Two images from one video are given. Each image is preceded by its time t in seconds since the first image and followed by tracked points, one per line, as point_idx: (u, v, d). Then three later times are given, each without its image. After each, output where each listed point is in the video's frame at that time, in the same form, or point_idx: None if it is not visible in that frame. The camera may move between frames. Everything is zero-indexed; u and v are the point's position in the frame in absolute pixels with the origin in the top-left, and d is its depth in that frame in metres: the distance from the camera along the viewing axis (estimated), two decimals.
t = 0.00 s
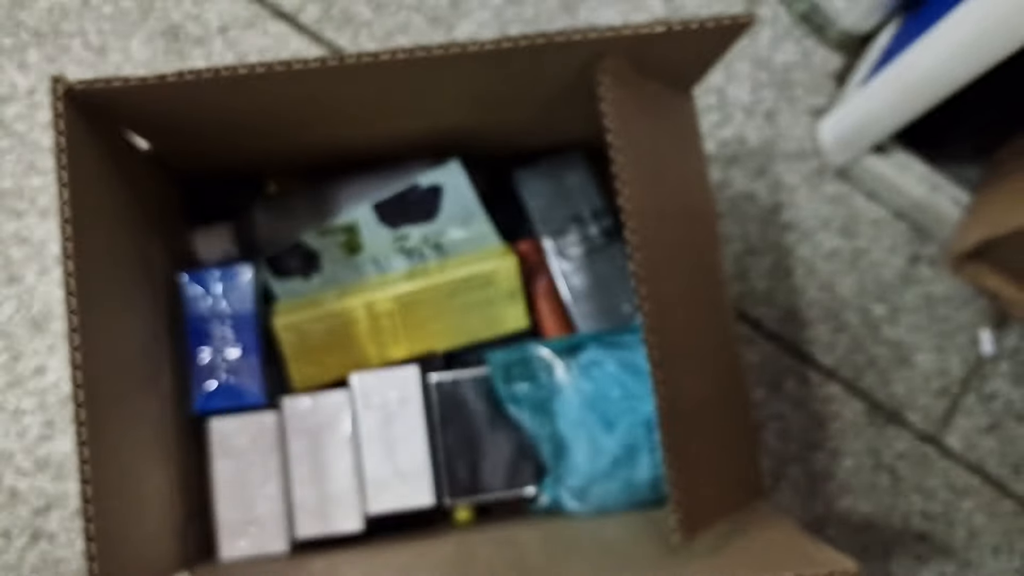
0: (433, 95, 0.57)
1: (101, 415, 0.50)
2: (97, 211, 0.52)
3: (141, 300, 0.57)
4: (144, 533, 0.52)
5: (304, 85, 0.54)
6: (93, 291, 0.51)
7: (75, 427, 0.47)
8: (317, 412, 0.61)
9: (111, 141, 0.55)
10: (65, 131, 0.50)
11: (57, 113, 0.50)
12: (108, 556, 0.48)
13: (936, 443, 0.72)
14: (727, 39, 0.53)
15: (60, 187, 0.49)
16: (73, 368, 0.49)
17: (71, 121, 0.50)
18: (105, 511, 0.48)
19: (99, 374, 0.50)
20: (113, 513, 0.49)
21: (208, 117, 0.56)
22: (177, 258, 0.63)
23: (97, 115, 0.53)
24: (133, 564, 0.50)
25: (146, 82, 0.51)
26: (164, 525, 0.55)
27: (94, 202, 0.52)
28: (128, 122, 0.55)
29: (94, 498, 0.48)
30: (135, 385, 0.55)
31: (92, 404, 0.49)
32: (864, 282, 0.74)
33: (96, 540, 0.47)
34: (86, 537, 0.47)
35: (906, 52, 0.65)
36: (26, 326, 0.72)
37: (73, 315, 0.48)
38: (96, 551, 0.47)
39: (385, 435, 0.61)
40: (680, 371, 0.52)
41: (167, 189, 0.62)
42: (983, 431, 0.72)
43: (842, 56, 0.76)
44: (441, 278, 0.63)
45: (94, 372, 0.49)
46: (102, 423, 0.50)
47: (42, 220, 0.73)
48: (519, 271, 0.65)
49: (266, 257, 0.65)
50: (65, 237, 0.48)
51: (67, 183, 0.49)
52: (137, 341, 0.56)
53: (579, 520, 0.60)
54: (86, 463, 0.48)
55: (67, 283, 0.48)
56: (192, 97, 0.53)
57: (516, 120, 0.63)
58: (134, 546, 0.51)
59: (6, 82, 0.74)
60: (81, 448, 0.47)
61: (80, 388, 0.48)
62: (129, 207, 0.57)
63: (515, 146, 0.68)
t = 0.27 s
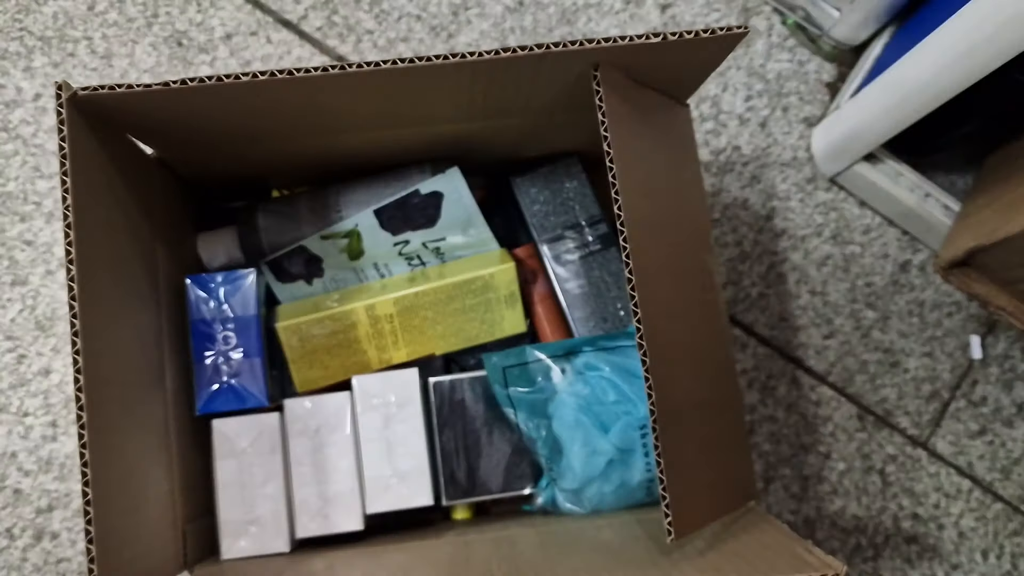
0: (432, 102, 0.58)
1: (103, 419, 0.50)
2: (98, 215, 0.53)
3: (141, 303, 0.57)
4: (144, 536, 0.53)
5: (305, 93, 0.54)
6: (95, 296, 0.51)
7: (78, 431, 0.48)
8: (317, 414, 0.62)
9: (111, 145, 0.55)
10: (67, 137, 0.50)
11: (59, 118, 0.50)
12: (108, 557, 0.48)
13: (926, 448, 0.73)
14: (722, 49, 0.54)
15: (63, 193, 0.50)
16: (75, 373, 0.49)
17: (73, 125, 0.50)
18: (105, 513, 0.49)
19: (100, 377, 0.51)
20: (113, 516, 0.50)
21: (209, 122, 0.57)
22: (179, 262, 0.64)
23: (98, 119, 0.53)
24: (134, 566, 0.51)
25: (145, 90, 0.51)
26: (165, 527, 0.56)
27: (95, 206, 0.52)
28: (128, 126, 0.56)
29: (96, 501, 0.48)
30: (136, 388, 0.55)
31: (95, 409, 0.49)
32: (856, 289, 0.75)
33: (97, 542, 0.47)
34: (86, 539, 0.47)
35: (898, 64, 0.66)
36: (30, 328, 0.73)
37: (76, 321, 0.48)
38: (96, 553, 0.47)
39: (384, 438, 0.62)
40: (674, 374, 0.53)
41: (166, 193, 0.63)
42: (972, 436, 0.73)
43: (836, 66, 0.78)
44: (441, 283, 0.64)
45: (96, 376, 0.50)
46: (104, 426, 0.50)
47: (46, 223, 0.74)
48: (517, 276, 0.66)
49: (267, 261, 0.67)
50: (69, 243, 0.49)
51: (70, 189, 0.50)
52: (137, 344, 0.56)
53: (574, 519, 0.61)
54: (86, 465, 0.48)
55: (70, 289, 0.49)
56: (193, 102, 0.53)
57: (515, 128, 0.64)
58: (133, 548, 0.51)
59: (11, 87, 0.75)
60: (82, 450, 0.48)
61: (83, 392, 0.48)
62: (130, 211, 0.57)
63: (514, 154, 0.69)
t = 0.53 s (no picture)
0: (433, 103, 0.58)
1: (103, 418, 0.50)
2: (100, 214, 0.53)
3: (142, 302, 0.57)
4: (144, 534, 0.53)
5: (307, 94, 0.54)
6: (97, 296, 0.51)
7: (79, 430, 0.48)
8: (318, 413, 0.62)
9: (112, 144, 0.55)
10: (70, 137, 0.50)
11: (60, 118, 0.49)
12: (108, 556, 0.48)
13: (924, 449, 0.73)
14: (723, 51, 0.54)
15: (64, 192, 0.50)
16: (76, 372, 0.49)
17: (75, 125, 0.50)
18: (106, 513, 0.49)
19: (101, 376, 0.51)
20: (113, 514, 0.50)
21: (210, 122, 0.57)
22: (181, 261, 0.64)
23: (99, 118, 0.53)
24: (134, 565, 0.51)
25: (147, 90, 0.51)
26: (166, 526, 0.56)
27: (96, 204, 0.52)
28: (130, 125, 0.56)
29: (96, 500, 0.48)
30: (136, 387, 0.55)
31: (95, 408, 0.49)
32: (855, 291, 0.75)
33: (97, 541, 0.48)
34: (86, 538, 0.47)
35: (899, 66, 0.66)
36: (33, 326, 0.73)
37: (77, 320, 0.48)
38: (96, 551, 0.48)
39: (385, 437, 0.62)
40: (674, 375, 0.53)
41: (166, 191, 0.63)
42: (971, 437, 0.73)
43: (836, 69, 0.79)
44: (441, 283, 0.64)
45: (97, 375, 0.50)
46: (104, 425, 0.50)
47: (49, 222, 0.74)
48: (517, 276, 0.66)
49: (270, 261, 0.67)
50: (70, 242, 0.49)
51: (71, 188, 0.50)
52: (139, 342, 0.56)
53: (573, 519, 0.62)
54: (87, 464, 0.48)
55: (71, 288, 0.49)
56: (195, 103, 0.53)
57: (516, 129, 0.64)
58: (133, 546, 0.51)
59: (14, 86, 0.76)
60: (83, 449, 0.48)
61: (84, 391, 0.48)
62: (131, 210, 0.57)
63: (515, 154, 0.69)
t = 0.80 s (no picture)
0: (452, 108, 0.58)
1: (124, 418, 0.50)
2: (122, 216, 0.53)
3: (160, 304, 0.58)
4: (163, 535, 0.53)
5: (329, 98, 0.54)
6: (119, 297, 0.51)
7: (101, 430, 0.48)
8: (334, 415, 0.63)
9: (133, 147, 0.55)
10: (94, 138, 0.50)
11: (85, 120, 0.49)
12: (129, 558, 0.48)
13: (935, 457, 0.74)
14: (742, 59, 0.54)
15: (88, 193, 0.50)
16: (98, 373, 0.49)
17: (99, 127, 0.51)
18: (127, 514, 0.49)
19: (122, 376, 0.51)
20: (133, 515, 0.50)
21: (231, 125, 0.57)
22: (198, 263, 0.65)
23: (121, 121, 0.53)
24: (153, 565, 0.51)
25: (170, 93, 0.51)
26: (183, 526, 0.56)
27: (118, 206, 0.52)
28: (150, 128, 0.56)
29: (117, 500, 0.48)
30: (155, 388, 0.55)
31: (117, 408, 0.49)
32: (866, 298, 0.76)
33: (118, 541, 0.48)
34: (108, 539, 0.47)
35: (914, 76, 0.67)
36: (48, 325, 0.74)
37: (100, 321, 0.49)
38: (118, 552, 0.47)
39: (400, 440, 0.62)
40: (690, 380, 0.54)
41: (184, 193, 0.63)
42: (981, 445, 0.74)
43: (849, 77, 0.79)
44: (456, 286, 0.65)
45: (119, 376, 0.50)
46: (125, 425, 0.50)
47: (66, 222, 0.75)
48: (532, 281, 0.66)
49: (286, 263, 0.67)
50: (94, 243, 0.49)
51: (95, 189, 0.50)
52: (157, 344, 0.56)
53: (586, 523, 0.62)
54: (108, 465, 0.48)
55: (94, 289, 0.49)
56: (216, 106, 0.54)
57: (533, 134, 0.65)
58: (151, 547, 0.51)
59: (32, 86, 0.77)
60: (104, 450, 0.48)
61: (106, 391, 0.48)
62: (151, 212, 0.57)
63: (530, 159, 0.70)
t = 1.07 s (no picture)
0: (465, 105, 0.58)
1: (129, 410, 0.50)
2: (131, 207, 0.52)
3: (168, 296, 0.57)
4: (166, 528, 0.53)
5: (341, 93, 0.54)
6: (127, 288, 0.51)
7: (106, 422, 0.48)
8: (339, 411, 0.63)
9: (144, 138, 0.55)
10: (106, 128, 0.50)
11: (96, 109, 0.49)
12: (130, 551, 0.48)
13: (941, 467, 0.73)
14: (758, 62, 0.54)
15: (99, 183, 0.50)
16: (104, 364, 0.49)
17: (110, 117, 0.50)
18: (129, 506, 0.48)
19: (129, 367, 0.50)
20: (136, 508, 0.49)
21: (242, 118, 0.57)
22: (206, 256, 0.65)
23: (133, 111, 0.53)
24: (156, 559, 0.51)
25: (182, 84, 0.51)
26: (186, 519, 0.56)
27: (128, 196, 0.52)
28: (161, 119, 0.56)
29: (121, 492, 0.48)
30: (160, 380, 0.55)
31: (122, 400, 0.49)
32: (876, 305, 0.75)
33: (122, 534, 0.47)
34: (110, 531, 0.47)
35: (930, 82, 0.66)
36: (55, 315, 0.74)
37: (108, 312, 0.48)
38: (120, 544, 0.47)
39: (405, 437, 0.62)
40: (700, 384, 0.53)
41: (193, 186, 0.63)
42: (988, 456, 0.73)
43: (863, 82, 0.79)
44: (465, 285, 0.65)
45: (126, 367, 0.50)
46: (130, 417, 0.50)
47: (75, 212, 0.75)
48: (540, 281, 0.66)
49: (295, 258, 0.67)
50: (103, 234, 0.49)
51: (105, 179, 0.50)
52: (164, 336, 0.56)
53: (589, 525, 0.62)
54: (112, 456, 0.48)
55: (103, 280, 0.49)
56: (230, 98, 0.53)
57: (545, 134, 0.64)
58: (153, 541, 0.51)
59: (44, 75, 0.77)
60: (108, 441, 0.48)
61: (112, 382, 0.48)
62: (160, 204, 0.57)
63: (541, 158, 0.69)
